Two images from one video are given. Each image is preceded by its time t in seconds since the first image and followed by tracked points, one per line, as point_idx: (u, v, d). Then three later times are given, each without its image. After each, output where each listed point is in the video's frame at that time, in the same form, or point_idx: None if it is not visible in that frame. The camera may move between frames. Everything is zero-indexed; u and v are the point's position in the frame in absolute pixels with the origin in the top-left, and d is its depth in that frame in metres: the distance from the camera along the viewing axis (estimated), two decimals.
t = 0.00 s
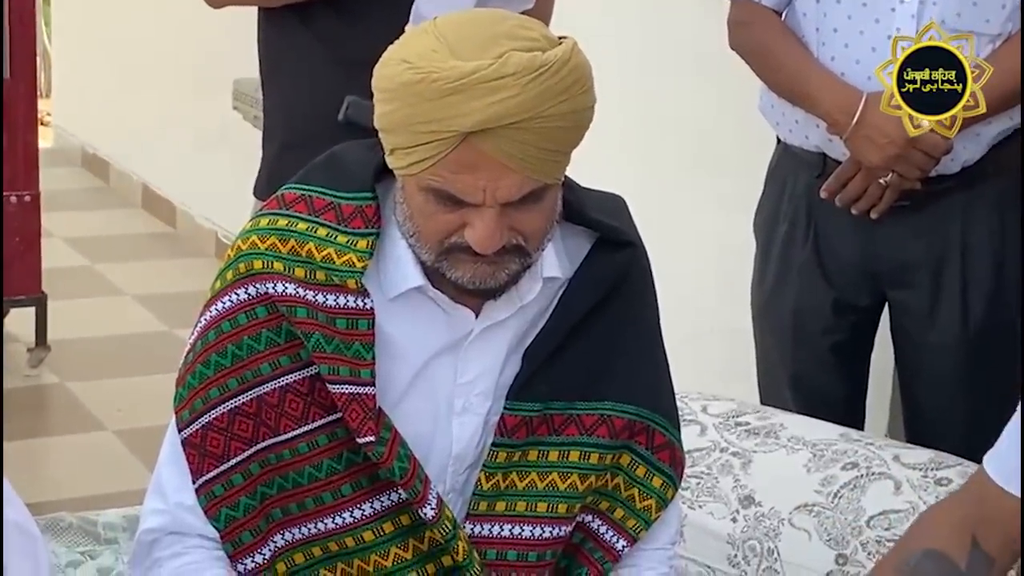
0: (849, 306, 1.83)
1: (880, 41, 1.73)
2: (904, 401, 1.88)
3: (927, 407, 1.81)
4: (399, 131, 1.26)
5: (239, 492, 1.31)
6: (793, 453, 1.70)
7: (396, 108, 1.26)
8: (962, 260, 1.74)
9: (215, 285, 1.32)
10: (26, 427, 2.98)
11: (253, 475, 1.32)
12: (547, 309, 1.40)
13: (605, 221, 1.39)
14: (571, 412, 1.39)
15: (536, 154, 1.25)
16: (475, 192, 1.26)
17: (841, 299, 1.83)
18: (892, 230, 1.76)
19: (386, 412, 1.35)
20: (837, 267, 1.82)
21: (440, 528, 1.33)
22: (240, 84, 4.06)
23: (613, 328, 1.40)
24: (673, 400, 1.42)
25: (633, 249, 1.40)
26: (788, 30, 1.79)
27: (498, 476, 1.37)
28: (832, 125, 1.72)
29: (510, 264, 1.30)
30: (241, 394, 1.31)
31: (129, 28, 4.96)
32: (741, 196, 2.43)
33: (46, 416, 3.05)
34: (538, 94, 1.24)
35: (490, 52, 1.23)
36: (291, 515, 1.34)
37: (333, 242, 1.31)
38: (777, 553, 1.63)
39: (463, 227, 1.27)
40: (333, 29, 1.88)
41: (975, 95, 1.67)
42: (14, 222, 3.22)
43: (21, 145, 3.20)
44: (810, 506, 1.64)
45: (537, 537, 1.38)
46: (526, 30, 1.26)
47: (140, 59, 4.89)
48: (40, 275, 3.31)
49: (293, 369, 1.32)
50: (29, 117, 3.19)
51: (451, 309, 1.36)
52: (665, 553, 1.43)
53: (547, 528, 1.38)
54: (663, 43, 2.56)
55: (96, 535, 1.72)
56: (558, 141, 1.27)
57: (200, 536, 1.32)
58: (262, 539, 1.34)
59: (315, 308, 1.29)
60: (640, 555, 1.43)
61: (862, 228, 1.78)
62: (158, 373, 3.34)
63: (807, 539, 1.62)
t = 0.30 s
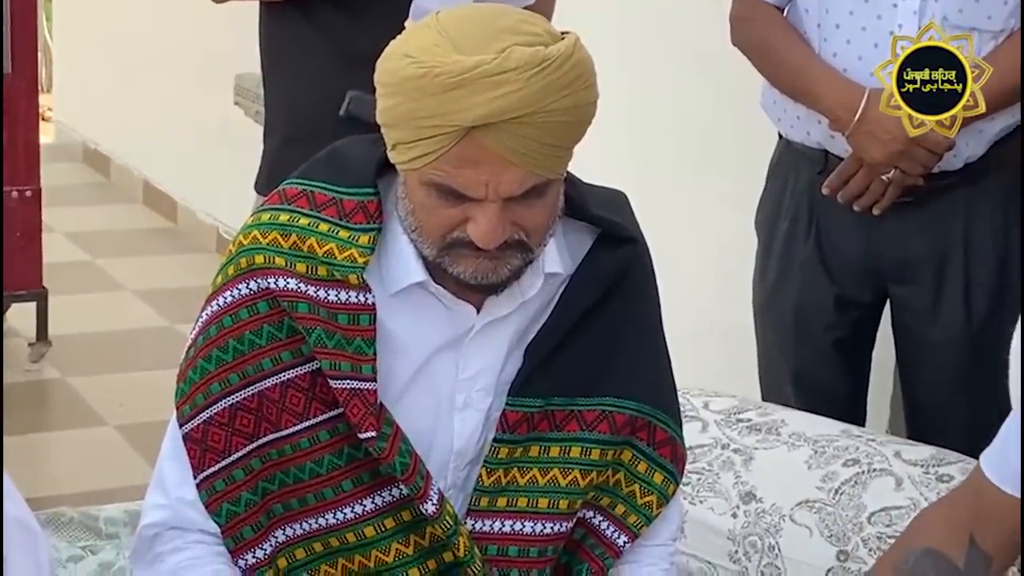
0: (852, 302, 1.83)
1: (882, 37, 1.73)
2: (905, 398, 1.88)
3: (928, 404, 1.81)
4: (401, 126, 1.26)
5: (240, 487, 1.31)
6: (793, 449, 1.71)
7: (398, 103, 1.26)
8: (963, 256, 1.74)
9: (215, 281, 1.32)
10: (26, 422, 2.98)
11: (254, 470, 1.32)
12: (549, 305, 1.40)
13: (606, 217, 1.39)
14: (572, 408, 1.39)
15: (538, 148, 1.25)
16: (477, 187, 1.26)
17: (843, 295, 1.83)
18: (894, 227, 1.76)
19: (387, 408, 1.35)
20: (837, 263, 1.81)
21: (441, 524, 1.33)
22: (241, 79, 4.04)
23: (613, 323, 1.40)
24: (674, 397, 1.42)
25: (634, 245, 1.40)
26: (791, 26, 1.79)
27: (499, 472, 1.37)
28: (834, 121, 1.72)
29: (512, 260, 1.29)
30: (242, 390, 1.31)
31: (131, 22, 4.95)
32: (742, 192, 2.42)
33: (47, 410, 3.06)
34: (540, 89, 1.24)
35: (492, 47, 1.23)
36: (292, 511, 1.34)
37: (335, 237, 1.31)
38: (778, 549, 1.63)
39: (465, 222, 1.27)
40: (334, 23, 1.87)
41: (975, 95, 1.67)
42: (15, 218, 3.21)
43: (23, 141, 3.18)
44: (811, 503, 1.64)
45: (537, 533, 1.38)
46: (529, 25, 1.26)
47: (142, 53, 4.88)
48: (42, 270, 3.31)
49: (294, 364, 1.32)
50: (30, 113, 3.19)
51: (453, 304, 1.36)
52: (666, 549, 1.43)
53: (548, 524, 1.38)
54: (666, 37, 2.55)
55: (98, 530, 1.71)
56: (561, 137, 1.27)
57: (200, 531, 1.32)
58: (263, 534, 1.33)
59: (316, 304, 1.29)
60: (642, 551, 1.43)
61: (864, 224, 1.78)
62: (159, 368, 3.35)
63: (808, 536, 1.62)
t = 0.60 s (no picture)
0: (854, 299, 1.83)
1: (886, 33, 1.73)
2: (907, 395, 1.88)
3: (929, 401, 1.81)
4: (403, 116, 1.26)
5: (242, 483, 1.31)
6: (795, 446, 1.70)
7: (402, 92, 1.26)
8: (966, 253, 1.74)
9: (217, 276, 1.32)
10: (27, 417, 2.98)
11: (257, 465, 1.32)
12: (552, 301, 1.40)
13: (609, 213, 1.39)
14: (575, 404, 1.39)
15: (541, 138, 1.25)
16: (478, 177, 1.25)
17: (845, 292, 1.83)
18: (896, 223, 1.76)
19: (390, 403, 1.35)
20: (840, 259, 1.81)
21: (444, 521, 1.33)
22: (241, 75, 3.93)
23: (617, 319, 1.40)
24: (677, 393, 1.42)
25: (637, 241, 1.40)
26: (795, 22, 1.79)
27: (503, 468, 1.37)
28: (838, 118, 1.72)
29: (513, 253, 1.29)
30: (245, 385, 1.31)
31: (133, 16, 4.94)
32: (745, 189, 2.42)
33: (48, 405, 3.06)
34: (543, 78, 1.24)
35: (496, 36, 1.24)
36: (295, 506, 1.34)
37: (338, 233, 1.31)
38: (780, 545, 1.63)
39: (467, 214, 1.27)
40: (339, 18, 1.87)
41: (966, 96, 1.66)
42: (16, 214, 3.21)
43: (24, 138, 3.19)
44: (814, 499, 1.64)
45: (540, 529, 1.38)
46: (533, 17, 1.27)
47: (144, 48, 4.87)
48: (44, 265, 3.31)
49: (297, 360, 1.31)
50: (32, 109, 3.18)
51: (456, 299, 1.36)
52: (669, 546, 1.43)
53: (550, 521, 1.38)
54: (669, 33, 2.55)
55: (100, 525, 1.72)
56: (564, 128, 1.27)
57: (202, 527, 1.31)
58: (264, 530, 1.33)
59: (319, 299, 1.29)
60: (645, 547, 1.43)
61: (867, 220, 1.78)
62: (159, 364, 3.34)
63: (810, 532, 1.62)
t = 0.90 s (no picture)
0: (854, 297, 1.83)
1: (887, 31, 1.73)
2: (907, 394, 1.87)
3: (929, 399, 1.81)
4: (402, 99, 1.27)
5: (242, 480, 1.31)
6: (796, 443, 1.70)
7: (401, 75, 1.28)
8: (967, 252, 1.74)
9: (218, 273, 1.32)
10: (27, 414, 2.98)
11: (257, 462, 1.32)
12: (552, 298, 1.40)
13: (610, 210, 1.39)
14: (576, 401, 1.39)
15: (537, 121, 1.26)
16: (474, 161, 1.26)
17: (846, 290, 1.83)
18: (896, 221, 1.76)
19: (390, 399, 1.35)
20: (841, 257, 1.81)
21: (443, 518, 1.33)
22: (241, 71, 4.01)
23: (616, 317, 1.40)
24: (676, 392, 1.42)
25: (638, 238, 1.40)
26: (796, 18, 1.79)
27: (503, 466, 1.36)
28: (839, 116, 1.72)
29: (509, 244, 1.29)
30: (245, 382, 1.31)
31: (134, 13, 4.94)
32: (745, 186, 2.42)
33: (48, 402, 3.05)
34: (541, 61, 1.26)
35: (495, 20, 1.26)
36: (294, 504, 1.34)
37: (338, 230, 1.31)
38: (780, 543, 1.63)
39: (463, 200, 1.27)
40: (339, 16, 1.88)
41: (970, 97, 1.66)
42: (16, 210, 3.21)
43: (24, 134, 3.18)
44: (813, 497, 1.64)
45: (541, 527, 1.37)
46: (534, 7, 1.29)
47: (145, 46, 4.87)
48: (44, 262, 3.31)
49: (297, 357, 1.31)
50: (32, 104, 3.17)
51: (456, 295, 1.36)
52: (669, 543, 1.43)
53: (551, 518, 1.38)
54: (668, 31, 2.55)
55: (99, 522, 1.72)
56: (561, 114, 1.28)
57: (202, 523, 1.31)
58: (264, 528, 1.33)
59: (320, 296, 1.29)
60: (647, 545, 1.43)
61: (868, 218, 1.78)
62: (160, 361, 3.34)
63: (810, 530, 1.62)
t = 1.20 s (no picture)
0: (844, 295, 1.87)
1: (875, 37, 1.77)
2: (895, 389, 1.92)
3: (919, 394, 1.85)
4: (407, 92, 1.34)
5: (252, 471, 1.36)
6: (790, 436, 1.75)
7: (406, 70, 1.34)
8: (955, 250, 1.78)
9: (229, 270, 1.37)
10: (41, 407, 3.03)
11: (266, 454, 1.37)
12: (553, 294, 1.45)
13: (607, 210, 1.44)
14: (574, 395, 1.43)
15: (536, 112, 1.32)
16: (475, 153, 1.32)
17: (835, 288, 1.87)
18: (885, 221, 1.80)
19: (396, 393, 1.39)
20: (831, 256, 1.86)
21: (447, 507, 1.38)
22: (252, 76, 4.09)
23: (613, 315, 1.44)
24: (671, 387, 1.46)
25: (634, 238, 1.45)
26: (787, 25, 1.84)
27: (503, 457, 1.41)
28: (828, 120, 1.76)
29: (508, 238, 1.34)
30: (256, 375, 1.36)
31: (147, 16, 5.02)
32: (740, 184, 2.47)
33: (63, 397, 3.10)
34: (540, 55, 1.32)
35: (496, 16, 1.33)
36: (302, 494, 1.39)
37: (345, 228, 1.37)
38: (771, 532, 1.68)
39: (464, 193, 1.33)
40: (346, 24, 1.94)
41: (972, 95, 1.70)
42: (34, 211, 3.28)
43: (40, 135, 3.24)
44: (804, 489, 1.69)
45: (539, 516, 1.42)
46: (534, 8, 1.37)
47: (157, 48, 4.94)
48: (58, 260, 3.37)
49: (306, 352, 1.37)
50: (49, 108, 3.23)
51: (460, 292, 1.41)
52: (665, 533, 1.47)
53: (549, 508, 1.43)
54: (667, 35, 2.60)
55: (113, 511, 1.77)
56: (559, 108, 1.34)
57: (214, 512, 1.36)
58: (273, 517, 1.38)
59: (328, 293, 1.34)
60: (645, 535, 1.47)
61: (858, 218, 1.82)
62: (172, 357, 3.39)
63: (800, 521, 1.66)
